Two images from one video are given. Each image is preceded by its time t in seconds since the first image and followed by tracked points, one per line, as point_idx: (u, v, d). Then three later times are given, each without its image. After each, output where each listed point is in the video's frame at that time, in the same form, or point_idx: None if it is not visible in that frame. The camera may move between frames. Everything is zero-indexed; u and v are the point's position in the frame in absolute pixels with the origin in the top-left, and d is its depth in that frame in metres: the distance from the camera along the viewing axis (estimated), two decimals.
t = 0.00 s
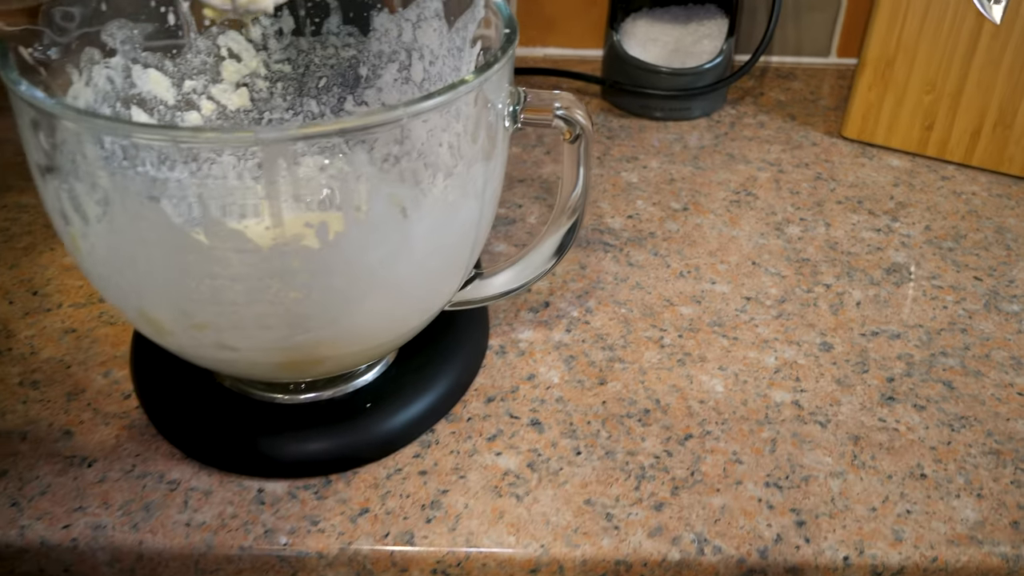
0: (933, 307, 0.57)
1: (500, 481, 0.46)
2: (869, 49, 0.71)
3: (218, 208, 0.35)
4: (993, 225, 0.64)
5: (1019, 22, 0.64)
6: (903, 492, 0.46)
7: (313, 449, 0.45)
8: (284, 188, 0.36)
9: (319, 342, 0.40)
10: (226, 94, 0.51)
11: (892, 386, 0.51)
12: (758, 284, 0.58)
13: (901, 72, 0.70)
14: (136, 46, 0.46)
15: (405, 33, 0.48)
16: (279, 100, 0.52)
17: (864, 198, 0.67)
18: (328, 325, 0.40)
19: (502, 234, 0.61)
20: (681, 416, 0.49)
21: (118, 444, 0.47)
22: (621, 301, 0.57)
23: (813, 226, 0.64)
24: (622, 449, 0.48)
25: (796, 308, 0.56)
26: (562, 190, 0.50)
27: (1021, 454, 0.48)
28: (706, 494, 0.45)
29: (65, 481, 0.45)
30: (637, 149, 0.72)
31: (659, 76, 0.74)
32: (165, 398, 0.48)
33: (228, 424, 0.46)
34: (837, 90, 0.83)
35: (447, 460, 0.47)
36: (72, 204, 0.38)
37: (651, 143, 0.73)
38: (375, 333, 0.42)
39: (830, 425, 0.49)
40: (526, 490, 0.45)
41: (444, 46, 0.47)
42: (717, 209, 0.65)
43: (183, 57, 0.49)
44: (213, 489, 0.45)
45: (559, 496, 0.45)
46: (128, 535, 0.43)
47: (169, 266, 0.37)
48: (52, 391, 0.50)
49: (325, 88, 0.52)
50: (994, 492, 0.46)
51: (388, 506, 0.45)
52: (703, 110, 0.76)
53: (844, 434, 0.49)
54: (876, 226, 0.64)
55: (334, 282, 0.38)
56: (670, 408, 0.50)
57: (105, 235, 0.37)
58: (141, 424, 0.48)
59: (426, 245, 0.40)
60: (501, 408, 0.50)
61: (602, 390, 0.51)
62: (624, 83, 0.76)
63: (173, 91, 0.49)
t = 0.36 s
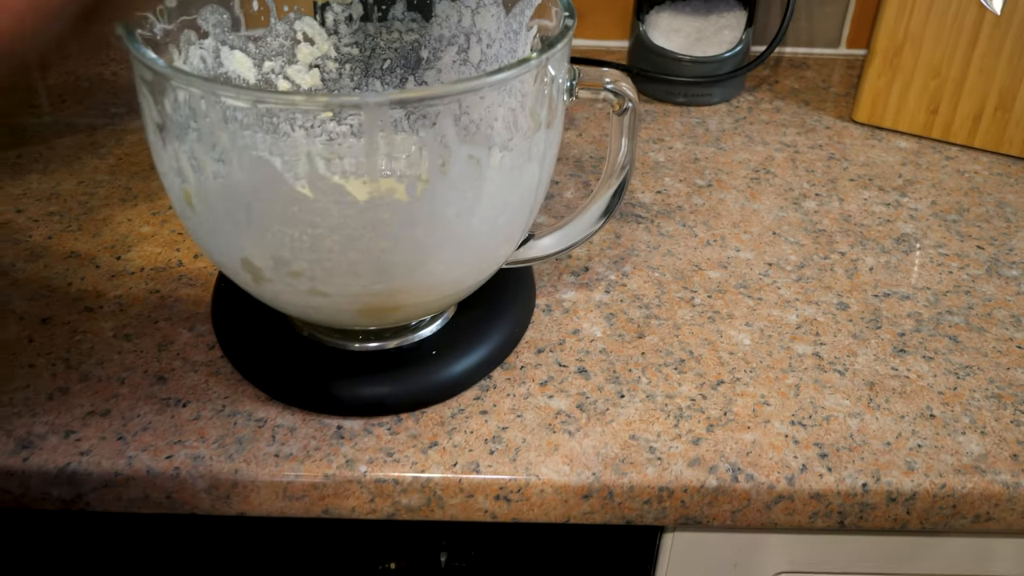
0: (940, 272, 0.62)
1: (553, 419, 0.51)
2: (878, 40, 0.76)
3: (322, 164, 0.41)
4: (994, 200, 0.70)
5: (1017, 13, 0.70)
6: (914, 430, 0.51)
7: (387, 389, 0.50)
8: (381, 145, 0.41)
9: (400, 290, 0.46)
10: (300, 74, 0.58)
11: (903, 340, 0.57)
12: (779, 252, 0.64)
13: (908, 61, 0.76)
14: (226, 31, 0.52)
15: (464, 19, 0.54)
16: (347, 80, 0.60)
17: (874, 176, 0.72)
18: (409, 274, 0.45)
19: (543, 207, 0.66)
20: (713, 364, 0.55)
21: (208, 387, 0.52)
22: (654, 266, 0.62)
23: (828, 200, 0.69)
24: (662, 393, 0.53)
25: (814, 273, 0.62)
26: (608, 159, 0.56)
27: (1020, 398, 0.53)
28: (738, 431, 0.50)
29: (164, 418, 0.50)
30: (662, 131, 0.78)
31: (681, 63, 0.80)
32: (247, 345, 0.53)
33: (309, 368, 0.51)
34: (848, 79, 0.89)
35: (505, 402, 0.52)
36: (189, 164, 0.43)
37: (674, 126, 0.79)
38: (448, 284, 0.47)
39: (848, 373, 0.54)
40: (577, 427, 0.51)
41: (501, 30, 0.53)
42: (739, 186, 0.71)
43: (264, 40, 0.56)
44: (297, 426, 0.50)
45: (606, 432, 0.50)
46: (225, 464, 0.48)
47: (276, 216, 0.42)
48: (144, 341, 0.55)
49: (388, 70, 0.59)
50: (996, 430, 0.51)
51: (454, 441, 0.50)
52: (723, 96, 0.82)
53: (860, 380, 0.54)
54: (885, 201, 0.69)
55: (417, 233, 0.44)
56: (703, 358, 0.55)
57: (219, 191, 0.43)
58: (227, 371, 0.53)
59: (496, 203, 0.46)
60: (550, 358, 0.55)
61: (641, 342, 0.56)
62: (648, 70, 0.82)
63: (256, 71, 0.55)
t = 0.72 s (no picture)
0: (934, 251, 0.64)
1: (564, 389, 0.53)
2: (873, 29, 0.79)
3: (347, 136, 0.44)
4: (986, 184, 0.72)
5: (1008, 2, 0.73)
6: (910, 398, 0.53)
7: (405, 358, 0.52)
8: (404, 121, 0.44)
9: (419, 259, 0.48)
10: (320, 60, 0.61)
11: (899, 314, 0.59)
12: (779, 232, 0.66)
13: (902, 50, 0.79)
14: (252, 19, 0.56)
15: (477, 6, 0.57)
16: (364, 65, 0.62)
17: (870, 161, 0.75)
18: (427, 245, 0.48)
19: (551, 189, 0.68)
20: (716, 337, 0.57)
21: (231, 358, 0.54)
22: (658, 246, 0.64)
23: (826, 184, 0.71)
24: (667, 364, 0.55)
25: (813, 252, 0.64)
26: (616, 138, 0.59)
27: (1011, 367, 0.55)
28: (741, 399, 0.53)
29: (191, 387, 0.52)
30: (665, 119, 0.80)
31: (683, 54, 0.83)
32: (268, 318, 0.55)
33: (329, 338, 0.53)
34: (844, 69, 0.91)
35: (517, 372, 0.54)
36: (222, 139, 0.46)
37: (676, 115, 0.81)
38: (464, 256, 0.50)
39: (846, 345, 0.56)
40: (587, 395, 0.53)
41: (513, 17, 0.56)
42: (740, 170, 0.73)
43: (286, 27, 0.59)
44: (318, 394, 0.52)
45: (615, 400, 0.52)
46: (250, 430, 0.50)
47: (302, 186, 0.45)
48: (169, 316, 0.57)
49: (404, 56, 0.62)
50: (989, 398, 0.53)
51: (469, 408, 0.52)
52: (723, 86, 0.85)
53: (858, 352, 0.56)
54: (881, 184, 0.72)
55: (436, 205, 0.46)
56: (706, 332, 0.57)
57: (249, 162, 0.46)
58: (250, 343, 0.55)
59: (510, 177, 0.48)
60: (560, 332, 0.57)
61: (647, 317, 0.58)
62: (651, 62, 0.85)
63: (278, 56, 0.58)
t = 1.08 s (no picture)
0: (938, 379, 0.64)
1: (569, 524, 0.52)
2: (867, 158, 0.81)
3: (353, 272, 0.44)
4: (986, 310, 0.73)
5: (996, 133, 0.75)
6: (921, 534, 0.52)
7: (406, 494, 0.52)
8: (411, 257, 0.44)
9: (425, 396, 0.48)
10: (328, 191, 0.63)
11: (905, 445, 0.58)
12: (782, 361, 0.66)
13: (896, 177, 0.81)
14: (262, 153, 0.57)
15: (481, 140, 0.59)
16: (371, 198, 0.63)
17: (870, 288, 0.75)
18: (433, 380, 0.47)
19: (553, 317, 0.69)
20: (722, 470, 0.56)
21: (231, 494, 0.53)
22: (661, 375, 0.64)
23: (827, 311, 0.72)
24: (673, 498, 0.54)
25: (816, 380, 0.64)
26: (619, 268, 0.60)
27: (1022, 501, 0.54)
28: (750, 535, 0.51)
29: (189, 524, 0.51)
30: (665, 246, 0.81)
31: (682, 183, 0.85)
32: (270, 452, 0.54)
33: (330, 474, 0.53)
34: (840, 195, 0.93)
35: (521, 507, 0.53)
36: (230, 274, 0.47)
37: (676, 241, 0.82)
38: (470, 390, 0.49)
39: (853, 478, 0.56)
40: (593, 532, 0.51)
41: (516, 151, 0.56)
42: (741, 297, 0.73)
43: (295, 161, 0.61)
44: (319, 531, 0.51)
45: (621, 537, 0.51)
46: (248, 569, 0.49)
47: (308, 321, 0.45)
48: (169, 449, 0.56)
49: (410, 187, 0.63)
50: (1001, 533, 0.52)
51: (472, 545, 0.51)
52: (722, 212, 0.86)
53: (866, 485, 0.55)
54: (882, 311, 0.72)
55: (442, 340, 0.46)
56: (712, 464, 0.56)
57: (256, 297, 0.46)
58: (250, 478, 0.55)
59: (515, 310, 0.48)
60: (564, 465, 0.56)
61: (652, 449, 0.58)
62: (650, 189, 0.87)
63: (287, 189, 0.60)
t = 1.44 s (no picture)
0: (942, 464, 0.64)
1: None
2: (866, 244, 0.82)
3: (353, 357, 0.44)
4: (989, 395, 0.72)
5: (994, 216, 0.77)
6: None
7: None
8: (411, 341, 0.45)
9: (423, 482, 0.47)
10: (329, 277, 0.63)
11: (910, 531, 0.57)
12: (784, 446, 0.65)
13: (896, 263, 0.81)
14: (263, 239, 0.58)
15: (482, 226, 0.59)
16: (372, 283, 0.63)
17: (871, 372, 0.75)
18: (433, 464, 0.47)
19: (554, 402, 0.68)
20: (725, 556, 0.55)
21: None
22: (663, 460, 0.64)
23: (828, 395, 0.72)
24: None
25: (818, 465, 0.63)
26: (619, 352, 0.59)
27: None
28: None
29: None
30: (666, 331, 0.81)
31: (680, 267, 0.85)
32: (267, 536, 0.54)
33: (329, 559, 0.52)
34: (840, 280, 0.94)
35: None
36: (230, 358, 0.47)
37: (677, 326, 0.82)
38: (470, 475, 0.48)
39: (858, 564, 0.55)
40: None
41: (516, 237, 0.58)
42: (742, 382, 0.73)
43: (296, 247, 0.62)
44: None
45: None
46: None
47: (307, 404, 0.45)
48: (166, 534, 0.56)
49: (411, 273, 0.63)
50: None
51: None
52: (721, 297, 0.86)
53: (872, 572, 0.54)
54: (884, 395, 0.72)
55: (441, 424, 0.46)
56: (714, 550, 0.56)
57: (255, 381, 0.46)
58: (247, 564, 0.54)
59: (516, 393, 0.48)
60: (565, 551, 0.56)
61: (654, 535, 0.57)
62: (649, 273, 0.87)
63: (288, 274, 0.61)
